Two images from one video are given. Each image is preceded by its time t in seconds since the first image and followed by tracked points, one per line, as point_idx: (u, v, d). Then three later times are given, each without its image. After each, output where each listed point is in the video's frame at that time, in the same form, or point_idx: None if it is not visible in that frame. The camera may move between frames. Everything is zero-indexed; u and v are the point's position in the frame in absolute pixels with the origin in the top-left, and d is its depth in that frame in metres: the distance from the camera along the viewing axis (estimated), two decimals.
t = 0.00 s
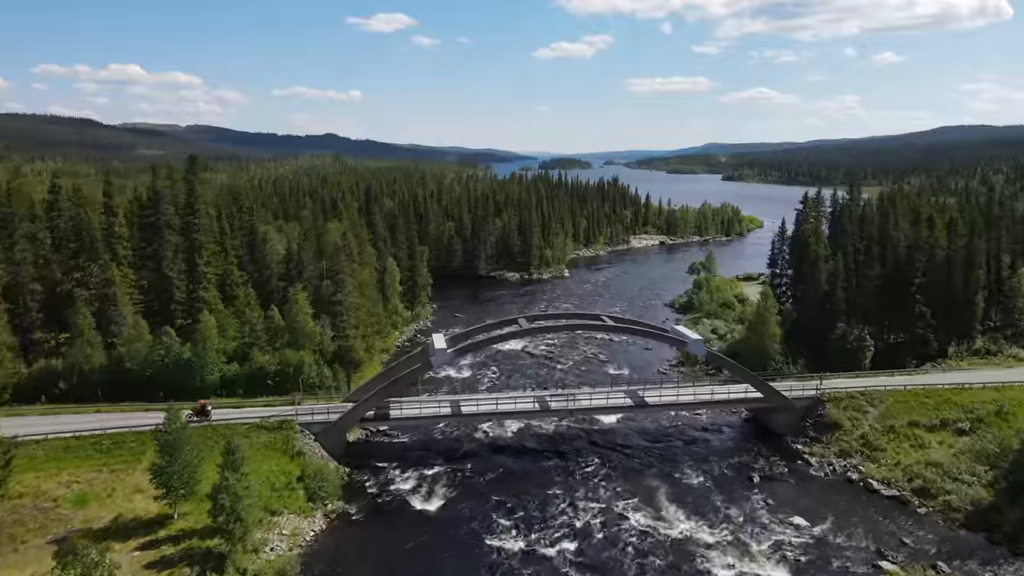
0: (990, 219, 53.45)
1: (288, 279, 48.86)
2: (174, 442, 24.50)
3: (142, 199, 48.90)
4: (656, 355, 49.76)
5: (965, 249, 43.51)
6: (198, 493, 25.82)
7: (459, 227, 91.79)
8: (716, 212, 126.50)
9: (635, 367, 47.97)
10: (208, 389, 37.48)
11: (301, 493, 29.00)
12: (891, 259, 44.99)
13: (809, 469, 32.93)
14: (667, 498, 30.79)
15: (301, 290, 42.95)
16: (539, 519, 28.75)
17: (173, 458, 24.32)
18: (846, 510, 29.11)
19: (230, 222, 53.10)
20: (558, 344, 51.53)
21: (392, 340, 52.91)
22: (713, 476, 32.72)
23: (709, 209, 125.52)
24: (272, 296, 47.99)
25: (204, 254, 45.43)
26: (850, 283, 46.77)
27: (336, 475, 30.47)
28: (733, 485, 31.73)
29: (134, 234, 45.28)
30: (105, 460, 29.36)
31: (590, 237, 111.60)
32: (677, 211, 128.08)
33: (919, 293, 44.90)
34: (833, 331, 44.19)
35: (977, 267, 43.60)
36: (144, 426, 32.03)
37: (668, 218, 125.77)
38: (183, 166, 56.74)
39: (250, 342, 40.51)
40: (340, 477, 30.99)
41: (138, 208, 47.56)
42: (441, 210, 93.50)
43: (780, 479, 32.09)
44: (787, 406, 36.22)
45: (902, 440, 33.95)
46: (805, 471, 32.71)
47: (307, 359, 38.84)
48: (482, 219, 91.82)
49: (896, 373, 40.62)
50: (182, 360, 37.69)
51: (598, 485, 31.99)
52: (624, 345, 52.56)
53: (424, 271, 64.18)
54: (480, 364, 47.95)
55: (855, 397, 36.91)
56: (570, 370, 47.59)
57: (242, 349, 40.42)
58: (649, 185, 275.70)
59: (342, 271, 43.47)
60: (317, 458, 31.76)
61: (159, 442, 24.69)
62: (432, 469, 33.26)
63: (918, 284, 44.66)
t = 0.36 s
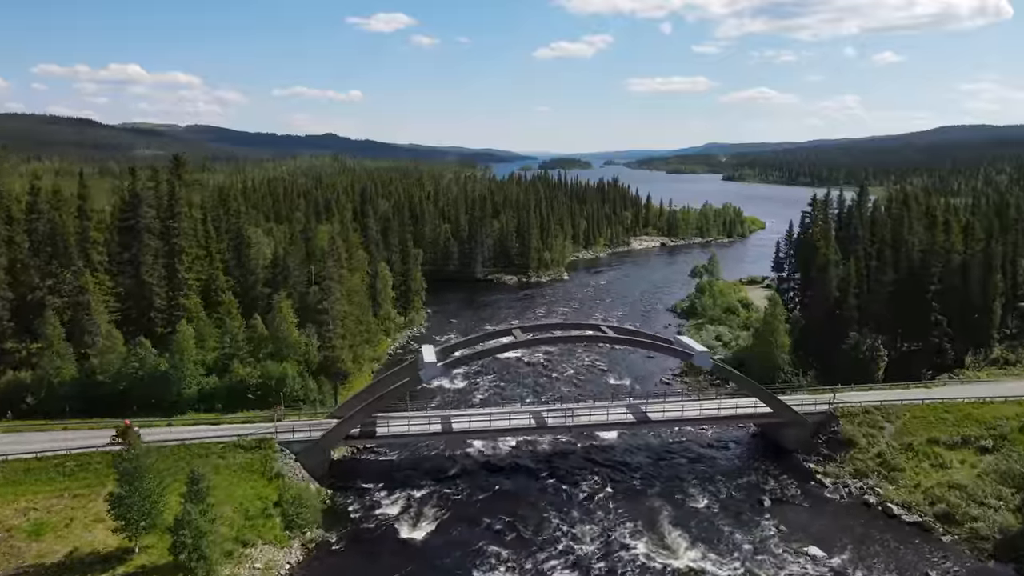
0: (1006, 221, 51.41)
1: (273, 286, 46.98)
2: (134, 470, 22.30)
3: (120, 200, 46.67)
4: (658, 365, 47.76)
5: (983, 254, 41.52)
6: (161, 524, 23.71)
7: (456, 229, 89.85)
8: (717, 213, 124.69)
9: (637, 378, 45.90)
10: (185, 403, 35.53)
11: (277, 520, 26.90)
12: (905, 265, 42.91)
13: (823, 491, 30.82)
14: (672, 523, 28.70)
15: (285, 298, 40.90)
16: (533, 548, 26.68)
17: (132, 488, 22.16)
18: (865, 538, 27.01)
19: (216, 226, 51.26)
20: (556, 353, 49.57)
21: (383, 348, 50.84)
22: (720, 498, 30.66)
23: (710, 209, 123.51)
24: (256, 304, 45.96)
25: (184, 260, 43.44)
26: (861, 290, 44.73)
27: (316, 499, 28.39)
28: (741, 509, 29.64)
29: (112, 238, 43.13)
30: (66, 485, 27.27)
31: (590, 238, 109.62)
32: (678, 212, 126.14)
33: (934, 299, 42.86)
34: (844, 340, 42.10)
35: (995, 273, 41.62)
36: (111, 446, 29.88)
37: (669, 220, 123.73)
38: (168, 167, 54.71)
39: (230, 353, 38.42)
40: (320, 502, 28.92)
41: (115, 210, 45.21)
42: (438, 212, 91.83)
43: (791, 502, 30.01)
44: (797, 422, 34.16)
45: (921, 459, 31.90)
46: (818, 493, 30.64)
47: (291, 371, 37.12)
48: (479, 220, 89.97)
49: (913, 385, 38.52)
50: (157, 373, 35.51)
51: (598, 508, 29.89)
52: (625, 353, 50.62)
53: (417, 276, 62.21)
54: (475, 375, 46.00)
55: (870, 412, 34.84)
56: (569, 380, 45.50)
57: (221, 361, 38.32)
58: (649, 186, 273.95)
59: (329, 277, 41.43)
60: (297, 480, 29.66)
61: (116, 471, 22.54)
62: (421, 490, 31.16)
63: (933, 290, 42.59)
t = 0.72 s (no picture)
0: None
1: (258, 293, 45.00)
2: (84, 503, 20.18)
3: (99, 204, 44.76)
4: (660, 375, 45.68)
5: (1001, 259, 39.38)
6: (117, 560, 21.63)
7: (452, 230, 87.76)
8: (719, 214, 122.71)
9: (637, 389, 43.83)
10: (160, 419, 33.53)
11: (249, 551, 24.93)
12: (918, 271, 40.86)
13: (838, 516, 28.77)
14: (675, 551, 26.67)
15: (267, 306, 38.86)
16: None
17: (84, 524, 20.07)
18: (884, 569, 24.99)
19: (199, 230, 48.94)
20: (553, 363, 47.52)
21: (373, 357, 48.73)
22: (726, 523, 28.64)
23: (711, 210, 121.49)
24: (237, 313, 43.79)
25: (162, 266, 41.26)
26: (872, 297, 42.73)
27: (292, 527, 26.41)
28: (750, 536, 27.61)
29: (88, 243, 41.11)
30: (20, 513, 25.21)
31: (590, 240, 107.35)
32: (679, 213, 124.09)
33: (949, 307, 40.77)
34: (856, 351, 40.07)
35: (1015, 279, 39.43)
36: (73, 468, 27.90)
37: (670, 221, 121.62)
38: (151, 168, 52.51)
39: (208, 366, 36.33)
40: (297, 529, 26.91)
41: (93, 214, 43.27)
42: (434, 214, 90.08)
43: (803, 527, 27.97)
44: (808, 440, 32.12)
45: (941, 481, 29.85)
46: (832, 518, 28.61)
47: (271, 385, 35.12)
48: (476, 221, 87.88)
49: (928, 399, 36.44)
50: (130, 387, 33.33)
51: (596, 534, 27.86)
52: (625, 362, 48.54)
53: (411, 281, 60.21)
54: (468, 386, 43.93)
55: (885, 429, 32.80)
56: (566, 391, 43.42)
57: (199, 373, 36.23)
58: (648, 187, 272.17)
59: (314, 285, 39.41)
60: (273, 504, 27.61)
61: (66, 503, 20.47)
62: (406, 514, 29.14)
63: (948, 298, 40.50)
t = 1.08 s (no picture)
0: None
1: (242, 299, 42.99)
2: (27, 543, 18.16)
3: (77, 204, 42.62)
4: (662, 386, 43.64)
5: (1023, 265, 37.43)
6: None
7: (448, 231, 85.81)
8: (721, 215, 120.66)
9: (639, 401, 41.78)
10: (131, 435, 31.48)
11: None
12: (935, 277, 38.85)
13: (855, 544, 26.72)
14: None
15: (248, 315, 36.81)
16: None
17: (25, 566, 18.03)
18: None
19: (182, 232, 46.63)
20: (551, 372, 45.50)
21: (362, 366, 46.73)
22: (735, 551, 26.61)
23: (712, 211, 119.50)
24: (218, 321, 41.66)
25: (139, 272, 39.07)
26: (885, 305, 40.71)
27: (266, 558, 24.38)
28: (761, 566, 25.59)
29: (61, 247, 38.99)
30: None
31: (589, 242, 105.36)
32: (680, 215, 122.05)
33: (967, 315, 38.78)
34: (869, 362, 38.06)
35: None
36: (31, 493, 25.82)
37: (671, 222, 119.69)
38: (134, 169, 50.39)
39: (184, 379, 34.37)
40: (272, 560, 24.88)
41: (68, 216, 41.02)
42: (428, 215, 88.44)
43: (819, 557, 25.94)
44: (822, 460, 30.09)
45: (965, 505, 27.83)
46: (849, 546, 26.59)
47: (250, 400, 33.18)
48: (474, 221, 85.79)
49: (946, 413, 34.54)
50: (99, 402, 31.34)
51: (595, 563, 25.76)
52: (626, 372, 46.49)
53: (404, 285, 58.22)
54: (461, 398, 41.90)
55: (903, 448, 30.78)
56: (564, 404, 41.31)
57: (174, 387, 34.26)
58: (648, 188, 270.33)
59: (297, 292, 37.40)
60: (247, 532, 25.58)
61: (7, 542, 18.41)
62: (391, 541, 27.09)
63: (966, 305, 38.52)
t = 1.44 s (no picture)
0: None
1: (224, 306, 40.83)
2: None
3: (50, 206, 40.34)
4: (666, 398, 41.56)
5: None
6: None
7: (445, 233, 83.91)
8: (723, 216, 118.69)
9: (641, 414, 39.73)
10: (100, 455, 29.44)
11: None
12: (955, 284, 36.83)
13: None
14: None
15: (228, 324, 34.73)
16: None
17: None
18: None
19: (165, 236, 44.54)
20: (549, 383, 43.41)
21: (352, 376, 44.73)
22: None
23: (714, 212, 117.50)
24: (199, 331, 39.25)
25: (114, 278, 36.96)
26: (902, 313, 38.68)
27: None
28: None
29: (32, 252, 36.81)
30: None
31: (590, 244, 103.43)
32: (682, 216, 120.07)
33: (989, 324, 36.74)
34: (886, 374, 36.02)
35: None
36: None
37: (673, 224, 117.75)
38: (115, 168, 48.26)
39: (158, 395, 32.36)
40: None
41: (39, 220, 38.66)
42: (425, 216, 86.47)
43: None
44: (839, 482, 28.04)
45: (996, 532, 25.77)
46: None
47: (229, 417, 31.31)
48: (471, 223, 83.87)
49: (969, 429, 32.54)
50: (66, 419, 29.32)
51: None
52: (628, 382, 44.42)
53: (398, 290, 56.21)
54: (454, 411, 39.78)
55: (927, 469, 28.72)
56: (563, 417, 39.25)
57: (148, 403, 32.33)
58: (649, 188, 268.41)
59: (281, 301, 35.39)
60: (218, 564, 23.53)
61: None
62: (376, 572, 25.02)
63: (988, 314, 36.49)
